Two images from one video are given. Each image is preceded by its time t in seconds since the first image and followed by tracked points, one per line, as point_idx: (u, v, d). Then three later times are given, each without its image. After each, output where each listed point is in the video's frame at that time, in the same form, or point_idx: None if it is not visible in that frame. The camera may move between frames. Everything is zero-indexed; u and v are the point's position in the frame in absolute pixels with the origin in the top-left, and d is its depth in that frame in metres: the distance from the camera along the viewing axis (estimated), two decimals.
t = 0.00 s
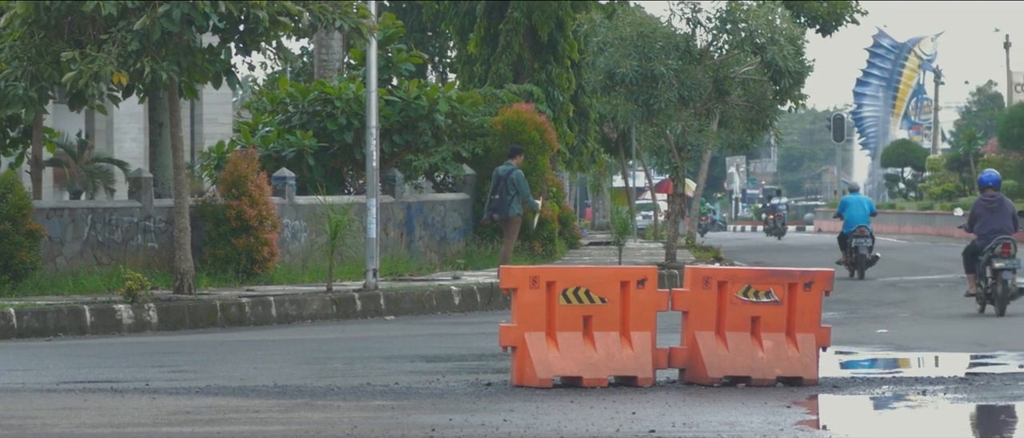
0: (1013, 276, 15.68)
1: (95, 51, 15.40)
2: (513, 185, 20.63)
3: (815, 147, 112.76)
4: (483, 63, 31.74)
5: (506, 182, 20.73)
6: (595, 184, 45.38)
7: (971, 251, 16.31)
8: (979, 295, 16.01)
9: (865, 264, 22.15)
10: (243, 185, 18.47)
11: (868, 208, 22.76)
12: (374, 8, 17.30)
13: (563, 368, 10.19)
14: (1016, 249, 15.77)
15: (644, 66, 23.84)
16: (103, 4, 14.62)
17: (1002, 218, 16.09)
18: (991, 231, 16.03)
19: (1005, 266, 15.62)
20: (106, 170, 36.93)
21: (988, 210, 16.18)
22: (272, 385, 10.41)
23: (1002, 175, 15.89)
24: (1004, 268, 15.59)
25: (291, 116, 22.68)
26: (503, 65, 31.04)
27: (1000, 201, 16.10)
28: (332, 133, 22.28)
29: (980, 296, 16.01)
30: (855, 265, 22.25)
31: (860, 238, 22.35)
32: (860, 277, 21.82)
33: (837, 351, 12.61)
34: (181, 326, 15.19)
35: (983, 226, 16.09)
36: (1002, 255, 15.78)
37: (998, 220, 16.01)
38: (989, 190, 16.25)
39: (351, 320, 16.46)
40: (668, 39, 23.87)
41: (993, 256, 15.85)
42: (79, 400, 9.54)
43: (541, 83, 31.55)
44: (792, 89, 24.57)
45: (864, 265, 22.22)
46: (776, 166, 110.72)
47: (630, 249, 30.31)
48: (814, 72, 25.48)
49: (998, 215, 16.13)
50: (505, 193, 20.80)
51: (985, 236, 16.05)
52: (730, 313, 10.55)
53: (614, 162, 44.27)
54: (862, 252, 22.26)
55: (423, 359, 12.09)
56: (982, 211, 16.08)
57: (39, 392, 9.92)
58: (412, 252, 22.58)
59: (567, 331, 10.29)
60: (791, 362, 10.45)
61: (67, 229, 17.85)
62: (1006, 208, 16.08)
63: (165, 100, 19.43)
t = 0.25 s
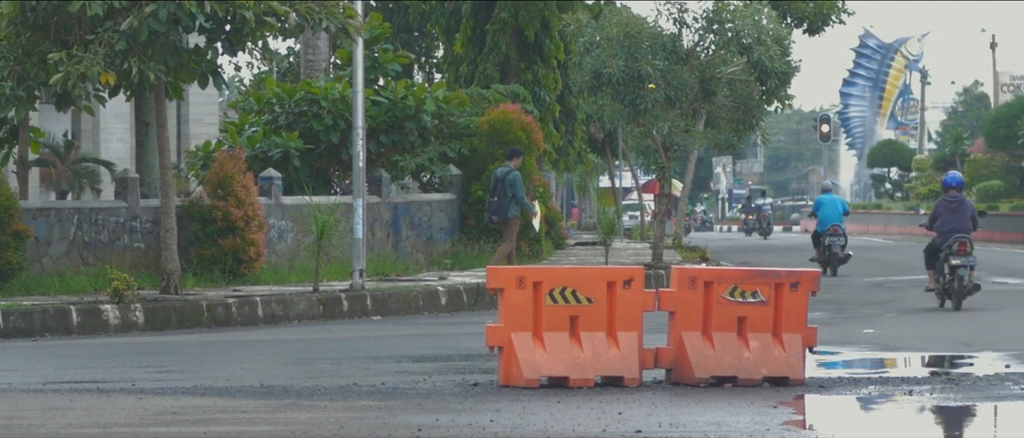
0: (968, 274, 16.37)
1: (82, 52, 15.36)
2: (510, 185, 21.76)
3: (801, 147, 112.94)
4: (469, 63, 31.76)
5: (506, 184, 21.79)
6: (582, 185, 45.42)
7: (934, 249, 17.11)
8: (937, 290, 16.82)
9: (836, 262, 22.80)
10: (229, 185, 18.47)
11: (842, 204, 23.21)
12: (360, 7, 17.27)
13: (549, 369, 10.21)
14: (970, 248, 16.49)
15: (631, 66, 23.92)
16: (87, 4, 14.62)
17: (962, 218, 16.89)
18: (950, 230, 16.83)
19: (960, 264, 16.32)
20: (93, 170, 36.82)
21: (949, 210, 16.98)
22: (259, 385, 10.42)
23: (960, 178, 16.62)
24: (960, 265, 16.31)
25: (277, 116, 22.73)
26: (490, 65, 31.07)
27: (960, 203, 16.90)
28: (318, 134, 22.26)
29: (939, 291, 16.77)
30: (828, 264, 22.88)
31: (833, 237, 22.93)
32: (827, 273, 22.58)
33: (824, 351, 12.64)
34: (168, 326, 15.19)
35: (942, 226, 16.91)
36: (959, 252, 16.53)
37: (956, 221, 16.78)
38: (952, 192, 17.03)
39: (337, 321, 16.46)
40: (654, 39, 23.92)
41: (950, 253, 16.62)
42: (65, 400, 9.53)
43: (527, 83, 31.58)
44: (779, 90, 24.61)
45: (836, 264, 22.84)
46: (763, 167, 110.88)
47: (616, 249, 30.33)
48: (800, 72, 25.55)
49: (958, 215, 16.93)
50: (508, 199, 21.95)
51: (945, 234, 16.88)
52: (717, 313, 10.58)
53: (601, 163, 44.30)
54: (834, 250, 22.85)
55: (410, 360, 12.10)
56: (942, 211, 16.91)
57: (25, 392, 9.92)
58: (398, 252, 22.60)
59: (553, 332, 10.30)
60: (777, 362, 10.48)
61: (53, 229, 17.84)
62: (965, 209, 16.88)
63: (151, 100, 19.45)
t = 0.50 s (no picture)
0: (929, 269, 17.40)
1: (68, 52, 15.35)
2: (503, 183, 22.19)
3: (787, 147, 113.12)
4: (455, 63, 31.80)
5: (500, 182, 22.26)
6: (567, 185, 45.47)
7: (897, 246, 18.21)
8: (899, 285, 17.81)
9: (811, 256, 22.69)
10: (214, 185, 18.47)
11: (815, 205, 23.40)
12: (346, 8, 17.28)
13: (535, 368, 10.25)
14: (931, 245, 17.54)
15: (616, 66, 23.95)
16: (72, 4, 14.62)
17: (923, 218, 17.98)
18: (913, 227, 17.95)
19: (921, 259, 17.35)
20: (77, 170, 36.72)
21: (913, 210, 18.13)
22: (244, 386, 10.43)
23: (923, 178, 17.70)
24: (921, 260, 17.32)
25: (263, 116, 22.65)
26: (475, 65, 31.09)
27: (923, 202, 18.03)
28: (304, 134, 22.25)
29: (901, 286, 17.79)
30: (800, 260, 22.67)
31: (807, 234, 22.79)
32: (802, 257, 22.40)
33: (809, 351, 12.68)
34: (153, 326, 15.19)
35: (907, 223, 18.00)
36: (919, 249, 17.52)
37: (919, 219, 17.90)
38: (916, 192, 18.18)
39: (323, 320, 16.48)
40: (640, 39, 23.94)
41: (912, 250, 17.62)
42: (51, 400, 9.54)
43: (513, 83, 31.60)
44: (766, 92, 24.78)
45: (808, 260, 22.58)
46: (748, 167, 111.06)
47: (601, 249, 30.36)
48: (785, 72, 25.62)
49: (920, 214, 18.10)
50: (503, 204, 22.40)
51: (907, 232, 17.94)
52: (702, 313, 10.63)
53: (586, 163, 44.34)
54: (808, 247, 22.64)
55: (395, 359, 12.12)
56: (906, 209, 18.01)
57: (11, 392, 9.92)
58: (384, 252, 22.62)
59: (539, 332, 10.35)
60: (763, 362, 10.51)
61: (39, 229, 17.84)
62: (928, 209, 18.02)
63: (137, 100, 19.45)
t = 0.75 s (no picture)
0: (897, 265, 18.54)
1: (57, 52, 15.34)
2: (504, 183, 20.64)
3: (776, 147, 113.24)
4: (444, 63, 31.81)
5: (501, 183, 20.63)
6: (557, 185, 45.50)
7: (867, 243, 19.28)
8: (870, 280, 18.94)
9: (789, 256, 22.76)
10: (203, 185, 18.48)
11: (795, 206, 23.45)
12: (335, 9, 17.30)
13: (524, 368, 10.27)
14: (898, 242, 18.68)
15: (605, 66, 23.95)
16: (61, 4, 14.61)
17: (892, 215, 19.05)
18: (880, 226, 19.00)
19: (889, 256, 18.46)
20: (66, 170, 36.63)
21: (880, 208, 19.17)
22: (234, 386, 10.45)
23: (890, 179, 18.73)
24: (890, 258, 18.44)
25: (252, 116, 22.73)
26: (464, 65, 31.10)
27: (890, 201, 19.06)
28: (293, 134, 22.25)
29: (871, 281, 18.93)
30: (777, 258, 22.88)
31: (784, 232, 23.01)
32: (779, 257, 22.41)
33: (798, 351, 12.72)
34: (142, 326, 15.19)
35: (875, 222, 19.05)
36: (888, 246, 18.64)
37: (887, 217, 18.95)
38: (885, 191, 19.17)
39: (312, 320, 16.48)
40: (629, 39, 23.95)
41: (881, 248, 18.72)
42: (40, 400, 9.55)
43: (502, 83, 31.61)
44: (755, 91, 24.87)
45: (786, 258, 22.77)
46: (738, 167, 111.17)
47: (591, 249, 30.37)
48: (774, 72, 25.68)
49: (888, 213, 19.11)
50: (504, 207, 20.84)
51: (876, 230, 19.01)
52: (692, 313, 10.65)
53: (575, 163, 44.39)
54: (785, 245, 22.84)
55: (384, 360, 12.14)
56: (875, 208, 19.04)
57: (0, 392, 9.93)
58: (373, 253, 22.63)
59: (528, 332, 10.37)
60: (752, 362, 10.55)
61: (28, 229, 17.83)
62: (895, 207, 19.05)
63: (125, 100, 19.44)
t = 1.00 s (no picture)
0: (870, 261, 19.34)
1: (47, 52, 15.33)
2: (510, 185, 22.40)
3: (767, 147, 113.37)
4: (434, 63, 31.81)
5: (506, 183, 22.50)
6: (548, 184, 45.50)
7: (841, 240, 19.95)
8: (844, 275, 19.74)
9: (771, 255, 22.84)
10: (194, 185, 18.45)
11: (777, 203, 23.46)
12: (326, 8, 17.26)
13: (514, 368, 10.28)
14: (872, 239, 19.43)
15: (596, 66, 24.04)
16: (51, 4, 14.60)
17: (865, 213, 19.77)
18: (854, 224, 19.67)
19: (863, 253, 19.21)
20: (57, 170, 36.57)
21: (853, 207, 19.86)
22: (224, 386, 10.44)
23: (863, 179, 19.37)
24: (863, 255, 19.19)
25: (242, 116, 22.71)
26: (455, 65, 31.10)
27: (863, 200, 19.72)
28: (284, 134, 22.24)
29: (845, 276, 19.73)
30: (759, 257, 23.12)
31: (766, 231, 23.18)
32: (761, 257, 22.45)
33: (788, 351, 12.73)
34: (133, 326, 15.18)
35: (848, 220, 19.76)
36: (861, 244, 19.39)
37: (860, 216, 19.62)
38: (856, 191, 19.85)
39: (303, 320, 16.48)
40: (619, 39, 23.98)
41: (854, 245, 19.47)
42: (30, 400, 9.54)
43: (492, 83, 31.63)
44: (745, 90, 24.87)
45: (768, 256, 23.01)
46: (728, 167, 111.26)
47: (582, 249, 30.37)
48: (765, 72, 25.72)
49: (860, 211, 19.78)
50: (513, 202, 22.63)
51: (849, 229, 19.71)
52: (682, 313, 10.67)
53: (566, 164, 44.40)
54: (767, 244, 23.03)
55: (375, 360, 12.14)
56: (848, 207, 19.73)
57: None
58: (363, 253, 22.67)
59: (519, 331, 10.37)
60: (743, 362, 10.58)
61: (18, 229, 17.81)
62: (867, 205, 19.74)
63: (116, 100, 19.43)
